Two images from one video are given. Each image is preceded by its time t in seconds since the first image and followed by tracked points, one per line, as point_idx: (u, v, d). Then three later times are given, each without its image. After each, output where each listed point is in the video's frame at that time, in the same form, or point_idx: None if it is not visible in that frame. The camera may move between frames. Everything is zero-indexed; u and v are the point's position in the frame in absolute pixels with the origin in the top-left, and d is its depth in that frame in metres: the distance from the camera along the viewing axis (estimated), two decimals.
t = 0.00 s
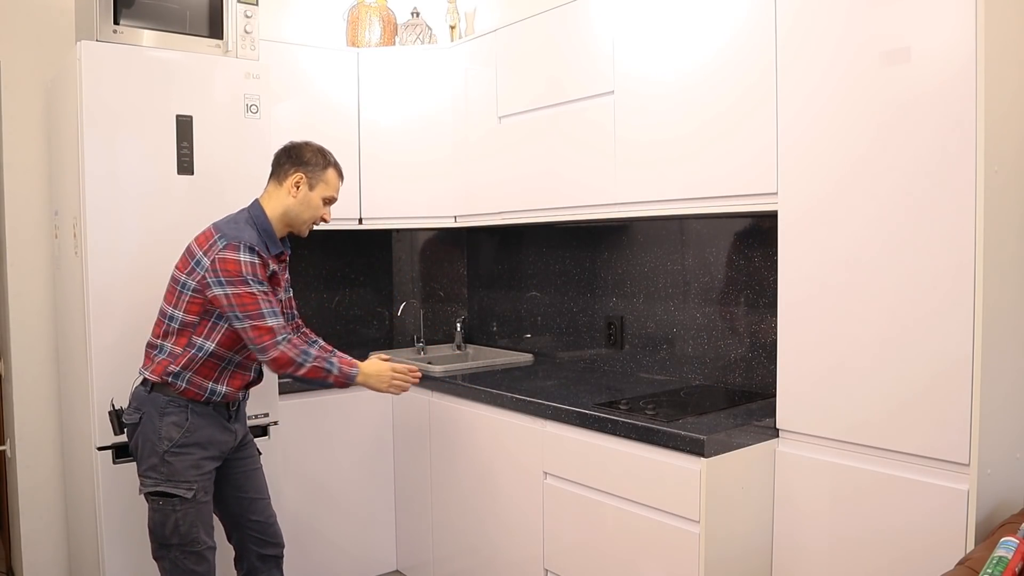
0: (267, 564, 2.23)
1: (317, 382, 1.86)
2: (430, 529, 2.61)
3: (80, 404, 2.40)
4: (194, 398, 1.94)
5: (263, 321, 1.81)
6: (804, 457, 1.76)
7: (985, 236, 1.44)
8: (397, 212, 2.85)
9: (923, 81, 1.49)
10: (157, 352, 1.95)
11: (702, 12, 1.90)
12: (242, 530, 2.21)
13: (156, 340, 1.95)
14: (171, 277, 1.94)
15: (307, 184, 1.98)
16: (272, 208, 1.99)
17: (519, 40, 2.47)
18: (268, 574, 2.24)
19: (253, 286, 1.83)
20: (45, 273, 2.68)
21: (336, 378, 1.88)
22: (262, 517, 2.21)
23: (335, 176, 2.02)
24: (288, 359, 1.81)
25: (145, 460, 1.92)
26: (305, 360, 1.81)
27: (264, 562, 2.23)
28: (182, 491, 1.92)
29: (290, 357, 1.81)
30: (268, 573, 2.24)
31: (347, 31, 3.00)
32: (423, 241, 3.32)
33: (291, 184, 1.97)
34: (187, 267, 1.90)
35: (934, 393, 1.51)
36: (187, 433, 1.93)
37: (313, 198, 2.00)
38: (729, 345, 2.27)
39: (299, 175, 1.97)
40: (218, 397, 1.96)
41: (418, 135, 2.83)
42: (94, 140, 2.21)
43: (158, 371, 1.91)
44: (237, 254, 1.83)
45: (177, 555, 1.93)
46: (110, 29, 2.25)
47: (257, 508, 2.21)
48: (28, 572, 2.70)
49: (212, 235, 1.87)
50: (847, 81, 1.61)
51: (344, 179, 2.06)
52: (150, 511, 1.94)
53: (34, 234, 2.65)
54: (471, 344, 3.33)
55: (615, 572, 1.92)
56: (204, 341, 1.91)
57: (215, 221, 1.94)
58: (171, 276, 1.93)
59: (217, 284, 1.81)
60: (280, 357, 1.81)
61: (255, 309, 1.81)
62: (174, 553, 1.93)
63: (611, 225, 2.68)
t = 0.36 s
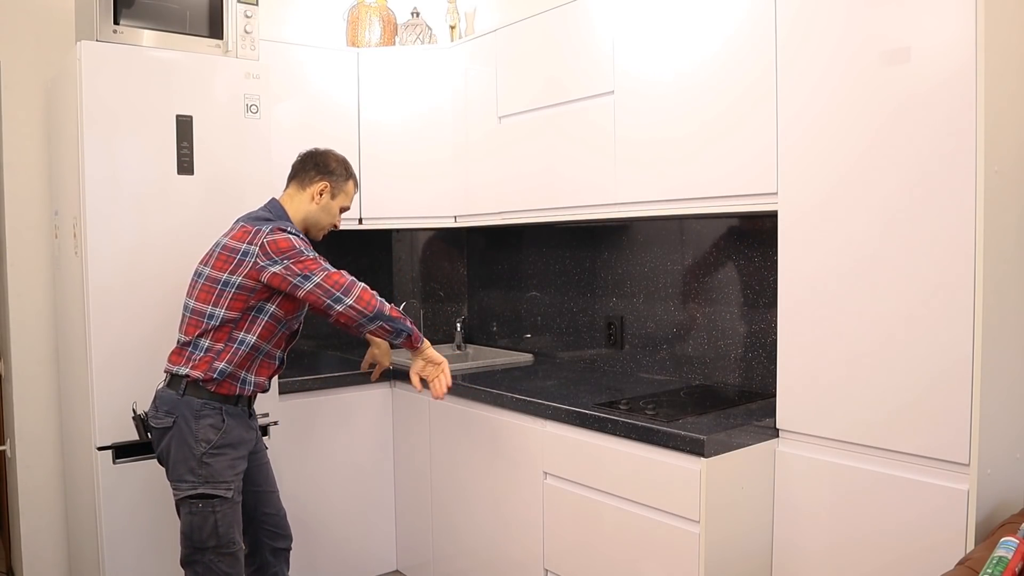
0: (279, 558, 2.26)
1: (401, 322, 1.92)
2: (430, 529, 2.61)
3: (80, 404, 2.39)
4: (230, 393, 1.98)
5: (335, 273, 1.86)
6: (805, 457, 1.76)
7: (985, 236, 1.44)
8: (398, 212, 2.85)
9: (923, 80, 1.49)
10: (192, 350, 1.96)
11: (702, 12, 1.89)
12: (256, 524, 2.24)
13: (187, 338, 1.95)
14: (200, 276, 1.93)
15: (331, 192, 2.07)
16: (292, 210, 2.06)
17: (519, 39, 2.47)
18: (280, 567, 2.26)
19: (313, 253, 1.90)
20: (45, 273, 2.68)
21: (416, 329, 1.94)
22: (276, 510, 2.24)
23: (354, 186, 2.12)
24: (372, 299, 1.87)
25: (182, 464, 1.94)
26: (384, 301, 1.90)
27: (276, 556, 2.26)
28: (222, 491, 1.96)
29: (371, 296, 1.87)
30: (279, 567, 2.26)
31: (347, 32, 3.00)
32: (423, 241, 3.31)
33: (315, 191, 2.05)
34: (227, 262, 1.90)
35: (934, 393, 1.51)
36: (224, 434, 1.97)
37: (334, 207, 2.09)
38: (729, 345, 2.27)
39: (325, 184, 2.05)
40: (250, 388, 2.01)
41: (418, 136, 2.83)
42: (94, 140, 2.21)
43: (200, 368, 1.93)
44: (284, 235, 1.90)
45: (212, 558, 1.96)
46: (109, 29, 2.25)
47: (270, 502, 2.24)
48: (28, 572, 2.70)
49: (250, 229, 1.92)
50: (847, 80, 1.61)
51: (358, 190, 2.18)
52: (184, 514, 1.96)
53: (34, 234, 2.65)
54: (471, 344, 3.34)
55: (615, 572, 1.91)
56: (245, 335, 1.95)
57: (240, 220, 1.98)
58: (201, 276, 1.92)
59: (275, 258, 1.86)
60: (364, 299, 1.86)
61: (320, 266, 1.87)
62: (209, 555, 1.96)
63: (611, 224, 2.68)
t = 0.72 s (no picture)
0: (283, 556, 2.27)
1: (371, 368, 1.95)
2: (431, 529, 2.61)
3: (80, 404, 2.39)
4: (238, 397, 1.99)
5: (319, 305, 1.86)
6: (805, 457, 1.76)
7: (985, 236, 1.44)
8: (398, 212, 2.85)
9: (924, 80, 1.49)
10: (201, 352, 1.95)
11: (703, 12, 1.89)
12: (262, 522, 2.24)
13: (196, 340, 1.95)
14: (210, 276, 1.94)
15: (344, 196, 2.10)
16: (306, 213, 2.07)
17: (519, 40, 2.47)
18: (283, 566, 2.26)
19: (312, 276, 1.89)
20: (45, 273, 2.68)
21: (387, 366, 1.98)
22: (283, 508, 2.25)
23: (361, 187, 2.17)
24: (345, 341, 1.89)
25: (191, 460, 1.94)
26: (359, 344, 1.91)
27: (280, 554, 2.27)
28: (230, 490, 1.96)
29: (346, 338, 1.88)
30: (283, 566, 2.27)
31: (347, 32, 3.00)
32: (423, 242, 3.32)
33: (330, 195, 2.07)
34: (236, 265, 1.91)
35: (934, 393, 1.51)
36: (235, 433, 1.97)
37: (345, 208, 2.12)
38: (728, 345, 2.27)
39: (340, 188, 2.08)
40: (260, 393, 2.02)
41: (418, 136, 2.83)
42: (94, 140, 2.21)
43: (210, 372, 1.94)
44: (293, 246, 1.89)
45: (217, 555, 1.97)
46: (110, 29, 2.25)
47: (277, 500, 2.25)
48: (28, 572, 2.70)
49: (261, 232, 1.91)
50: (847, 80, 1.61)
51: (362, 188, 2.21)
52: (192, 510, 1.97)
53: (34, 235, 2.65)
54: (471, 344, 3.34)
55: (615, 572, 1.91)
56: (254, 342, 1.96)
57: (251, 220, 1.97)
58: (211, 277, 1.93)
59: (274, 274, 1.86)
60: (338, 342, 1.88)
61: (312, 292, 1.87)
62: (214, 553, 1.97)
63: (611, 224, 2.68)
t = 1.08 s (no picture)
0: (276, 557, 2.27)
1: (274, 400, 1.85)
2: (431, 529, 2.61)
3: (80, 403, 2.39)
4: (233, 396, 1.99)
5: (260, 318, 1.81)
6: (805, 457, 1.76)
7: (985, 236, 1.44)
8: (398, 212, 2.85)
9: (924, 80, 1.49)
10: (194, 352, 1.96)
11: (702, 12, 1.90)
12: (255, 523, 2.24)
13: (190, 339, 1.96)
14: (203, 275, 1.94)
15: (346, 196, 2.09)
16: (307, 212, 2.05)
17: (519, 40, 2.47)
18: (276, 567, 2.27)
19: (277, 287, 1.84)
20: (45, 274, 2.68)
21: (285, 409, 1.87)
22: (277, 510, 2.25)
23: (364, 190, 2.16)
24: (262, 364, 1.81)
25: (185, 459, 1.95)
26: (278, 373, 1.83)
27: (273, 555, 2.27)
28: (223, 489, 1.96)
29: (263, 362, 1.81)
30: (276, 567, 2.27)
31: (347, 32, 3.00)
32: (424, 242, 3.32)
33: (332, 195, 2.06)
34: (225, 265, 1.90)
35: (934, 393, 1.51)
36: (229, 432, 1.98)
37: (347, 210, 2.11)
38: (728, 345, 2.27)
39: (342, 188, 2.07)
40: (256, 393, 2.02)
41: (418, 136, 2.83)
42: (94, 139, 2.21)
43: (204, 371, 1.94)
44: (276, 251, 1.86)
45: (210, 554, 1.97)
46: (109, 29, 2.25)
47: (272, 502, 2.25)
48: (28, 571, 2.70)
49: (251, 232, 1.90)
50: (847, 80, 1.61)
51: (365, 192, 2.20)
52: (185, 509, 1.96)
53: (34, 235, 2.65)
54: (471, 344, 3.34)
55: (615, 572, 1.91)
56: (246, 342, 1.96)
57: (247, 219, 1.96)
58: (205, 276, 1.93)
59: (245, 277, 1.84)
60: (254, 360, 1.81)
61: (265, 304, 1.82)
62: (207, 552, 1.97)
63: (611, 224, 2.68)
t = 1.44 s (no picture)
0: (270, 557, 2.26)
1: (310, 396, 1.93)
2: (431, 529, 2.61)
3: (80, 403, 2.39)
4: (233, 399, 2.00)
5: (284, 330, 1.85)
6: (805, 457, 1.76)
7: (985, 237, 1.44)
8: (398, 212, 2.85)
9: (924, 80, 1.49)
10: (191, 356, 1.96)
11: (702, 12, 1.90)
12: (248, 522, 2.24)
13: (187, 344, 1.96)
14: (198, 280, 1.94)
15: (338, 193, 2.09)
16: (299, 209, 2.06)
17: (519, 40, 2.47)
18: (270, 567, 2.26)
19: (287, 296, 1.86)
20: (45, 273, 2.68)
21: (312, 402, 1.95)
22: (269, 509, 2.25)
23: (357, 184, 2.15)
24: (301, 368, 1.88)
25: (186, 460, 1.96)
26: (313, 374, 1.90)
27: (267, 555, 2.26)
28: (224, 489, 1.97)
29: (303, 368, 1.88)
30: (270, 567, 2.26)
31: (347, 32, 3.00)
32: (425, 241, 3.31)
33: (323, 192, 2.06)
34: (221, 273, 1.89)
35: (934, 393, 1.51)
36: (230, 432, 1.99)
37: (340, 205, 2.11)
38: (729, 345, 2.27)
39: (333, 185, 2.07)
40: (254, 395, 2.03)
41: (418, 136, 2.83)
42: (94, 139, 2.21)
43: (202, 375, 1.95)
44: (279, 260, 1.86)
45: (210, 555, 1.97)
46: (110, 29, 2.25)
47: (263, 501, 2.25)
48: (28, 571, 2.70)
49: (249, 240, 1.88)
50: (847, 80, 1.61)
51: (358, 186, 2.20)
52: (186, 510, 1.97)
53: (34, 234, 2.65)
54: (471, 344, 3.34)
55: (615, 572, 1.91)
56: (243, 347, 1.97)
57: (241, 224, 1.93)
58: (201, 284, 1.93)
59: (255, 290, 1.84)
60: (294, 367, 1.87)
61: (284, 317, 1.85)
62: (208, 553, 1.97)
63: (611, 225, 2.68)
